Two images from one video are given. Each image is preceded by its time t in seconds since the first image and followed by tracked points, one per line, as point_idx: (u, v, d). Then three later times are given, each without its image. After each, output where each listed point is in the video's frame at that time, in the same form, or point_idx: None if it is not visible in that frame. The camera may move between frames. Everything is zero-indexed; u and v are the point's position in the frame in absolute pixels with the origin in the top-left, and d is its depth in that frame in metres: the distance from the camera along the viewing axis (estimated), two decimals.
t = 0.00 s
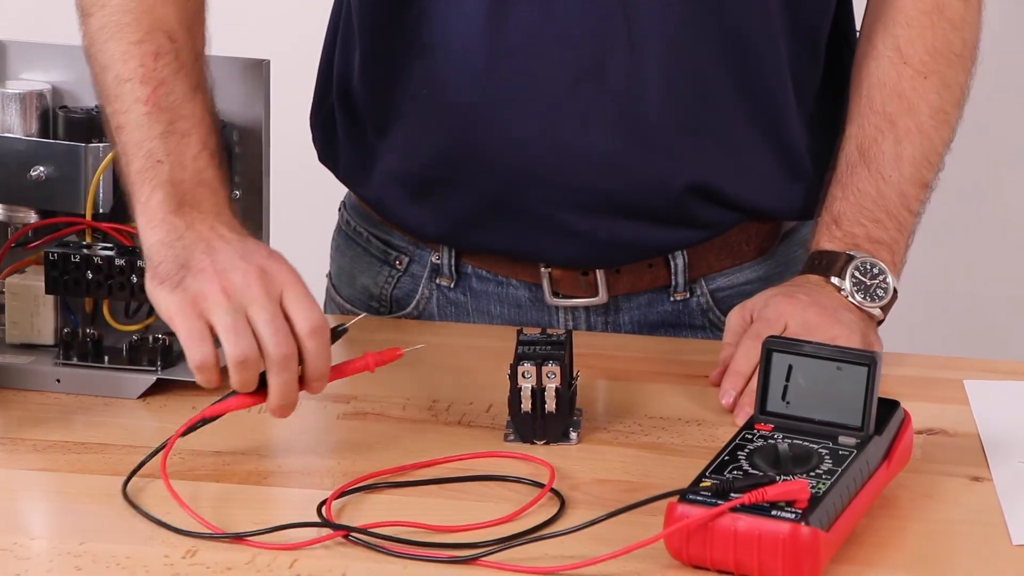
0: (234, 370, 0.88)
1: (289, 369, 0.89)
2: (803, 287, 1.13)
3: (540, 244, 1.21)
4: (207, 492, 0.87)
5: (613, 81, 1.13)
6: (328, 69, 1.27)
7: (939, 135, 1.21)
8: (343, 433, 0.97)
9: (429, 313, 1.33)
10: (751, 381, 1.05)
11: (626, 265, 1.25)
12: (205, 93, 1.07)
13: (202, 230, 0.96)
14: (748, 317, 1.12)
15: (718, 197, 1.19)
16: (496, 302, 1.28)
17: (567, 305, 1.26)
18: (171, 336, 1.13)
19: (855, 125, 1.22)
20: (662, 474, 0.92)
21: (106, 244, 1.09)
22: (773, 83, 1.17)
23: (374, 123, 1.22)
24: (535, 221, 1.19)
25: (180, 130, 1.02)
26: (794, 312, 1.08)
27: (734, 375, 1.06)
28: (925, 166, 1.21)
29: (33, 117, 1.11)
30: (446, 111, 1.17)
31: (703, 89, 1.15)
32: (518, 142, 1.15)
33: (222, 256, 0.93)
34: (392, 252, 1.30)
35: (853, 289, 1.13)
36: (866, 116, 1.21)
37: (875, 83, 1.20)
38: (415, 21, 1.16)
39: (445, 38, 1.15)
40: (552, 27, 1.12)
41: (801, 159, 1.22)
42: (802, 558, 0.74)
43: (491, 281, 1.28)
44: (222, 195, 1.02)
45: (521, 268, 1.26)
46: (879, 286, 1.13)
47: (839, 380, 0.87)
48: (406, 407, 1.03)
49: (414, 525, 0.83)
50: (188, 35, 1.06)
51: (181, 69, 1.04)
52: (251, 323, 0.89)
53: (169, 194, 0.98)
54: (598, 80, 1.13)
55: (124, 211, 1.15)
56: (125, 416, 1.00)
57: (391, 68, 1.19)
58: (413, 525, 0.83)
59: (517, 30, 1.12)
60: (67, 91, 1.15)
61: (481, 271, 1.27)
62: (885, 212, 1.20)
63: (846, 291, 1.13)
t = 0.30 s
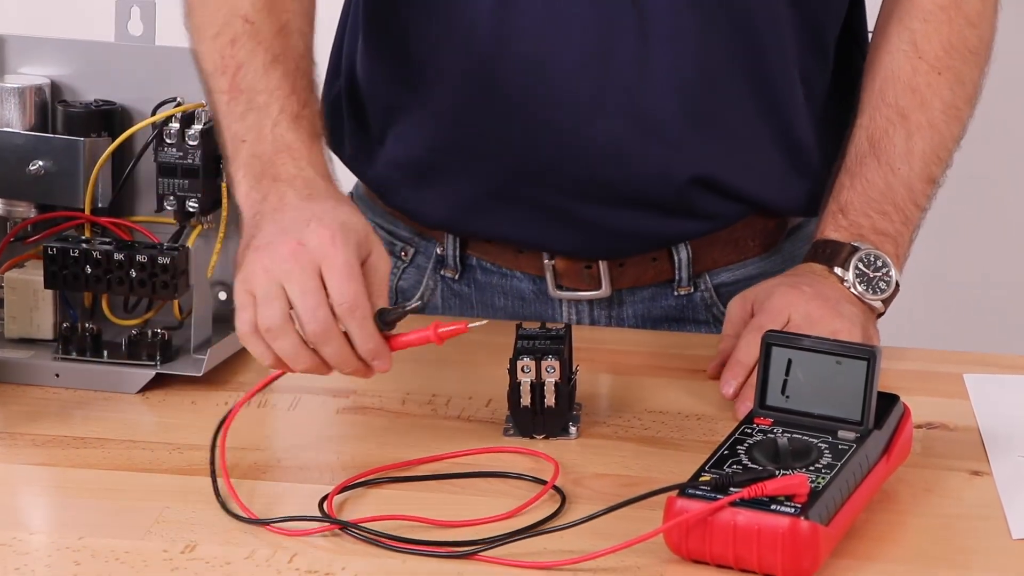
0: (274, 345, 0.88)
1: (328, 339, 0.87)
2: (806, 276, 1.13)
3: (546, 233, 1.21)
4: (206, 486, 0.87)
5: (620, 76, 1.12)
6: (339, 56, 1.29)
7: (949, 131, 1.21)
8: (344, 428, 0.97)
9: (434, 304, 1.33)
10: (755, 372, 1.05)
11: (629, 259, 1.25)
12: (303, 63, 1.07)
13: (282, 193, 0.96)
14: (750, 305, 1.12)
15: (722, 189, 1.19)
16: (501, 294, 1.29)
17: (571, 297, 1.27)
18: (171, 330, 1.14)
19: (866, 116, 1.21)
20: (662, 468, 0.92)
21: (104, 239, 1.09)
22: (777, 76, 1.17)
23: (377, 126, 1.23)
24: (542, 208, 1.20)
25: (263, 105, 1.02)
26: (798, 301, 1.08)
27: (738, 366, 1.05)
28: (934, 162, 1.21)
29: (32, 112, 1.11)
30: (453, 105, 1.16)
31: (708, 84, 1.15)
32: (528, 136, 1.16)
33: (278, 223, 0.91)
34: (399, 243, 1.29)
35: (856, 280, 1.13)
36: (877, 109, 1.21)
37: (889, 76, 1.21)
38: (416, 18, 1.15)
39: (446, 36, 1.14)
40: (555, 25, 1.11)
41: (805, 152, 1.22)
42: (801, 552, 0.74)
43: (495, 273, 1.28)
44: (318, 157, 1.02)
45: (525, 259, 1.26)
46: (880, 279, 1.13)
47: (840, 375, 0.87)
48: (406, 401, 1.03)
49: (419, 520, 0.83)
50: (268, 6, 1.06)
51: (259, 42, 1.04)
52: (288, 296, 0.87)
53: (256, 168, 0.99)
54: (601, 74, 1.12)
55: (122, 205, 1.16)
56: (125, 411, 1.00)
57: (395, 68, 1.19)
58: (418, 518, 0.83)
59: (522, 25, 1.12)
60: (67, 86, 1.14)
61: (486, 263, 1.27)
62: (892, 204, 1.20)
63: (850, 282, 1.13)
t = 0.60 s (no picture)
0: (358, 344, 0.88)
1: (397, 320, 0.86)
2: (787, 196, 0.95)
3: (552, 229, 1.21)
4: (205, 481, 0.87)
5: (623, 73, 1.13)
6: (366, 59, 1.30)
7: (926, 104, 1.10)
8: (343, 424, 0.97)
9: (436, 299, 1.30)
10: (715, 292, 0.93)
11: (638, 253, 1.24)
12: (366, 68, 1.08)
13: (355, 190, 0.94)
14: (724, 205, 0.92)
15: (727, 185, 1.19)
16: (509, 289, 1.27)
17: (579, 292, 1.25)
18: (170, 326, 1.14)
19: (849, 62, 1.10)
20: (661, 464, 0.92)
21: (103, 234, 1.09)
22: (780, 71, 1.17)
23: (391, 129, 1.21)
24: (548, 206, 1.20)
25: (333, 113, 1.03)
26: (791, 225, 0.92)
27: (707, 269, 0.91)
28: (903, 130, 1.09)
29: (31, 108, 1.11)
30: (466, 107, 1.18)
31: (713, 80, 1.15)
32: (538, 138, 1.17)
33: (346, 217, 0.90)
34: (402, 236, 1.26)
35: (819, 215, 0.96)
36: (866, 53, 1.09)
37: (887, 31, 1.10)
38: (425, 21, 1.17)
39: (452, 38, 1.16)
40: (556, 24, 1.12)
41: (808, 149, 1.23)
42: (800, 547, 0.74)
43: (503, 267, 1.26)
44: (391, 155, 1.00)
45: (535, 252, 1.25)
46: (828, 221, 0.99)
47: (838, 370, 0.87)
48: (404, 396, 1.03)
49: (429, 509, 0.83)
50: (325, 19, 1.08)
51: (320, 57, 1.06)
52: (355, 288, 0.87)
53: (331, 174, 0.98)
54: (604, 72, 1.13)
55: (122, 201, 1.15)
56: (124, 407, 1.00)
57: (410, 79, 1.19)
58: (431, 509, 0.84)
59: (524, 25, 1.13)
60: (66, 82, 1.14)
61: (494, 256, 1.26)
62: (857, 150, 1.06)
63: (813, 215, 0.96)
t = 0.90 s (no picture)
0: (368, 294, 0.90)
1: (404, 266, 0.87)
2: (646, 190, 0.87)
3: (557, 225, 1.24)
4: (204, 478, 0.87)
5: (622, 73, 1.15)
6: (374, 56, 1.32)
7: (844, 105, 1.04)
8: (343, 421, 0.97)
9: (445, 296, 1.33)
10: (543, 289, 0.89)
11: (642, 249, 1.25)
12: (372, 53, 1.10)
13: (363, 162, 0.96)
14: (584, 191, 0.86)
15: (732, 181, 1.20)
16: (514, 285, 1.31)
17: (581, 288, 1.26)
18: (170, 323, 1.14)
19: (773, 52, 1.04)
20: (661, 461, 0.92)
21: (102, 232, 1.09)
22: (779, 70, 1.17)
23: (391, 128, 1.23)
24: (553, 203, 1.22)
25: (340, 93, 1.04)
26: (631, 245, 0.86)
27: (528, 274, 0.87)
28: (813, 127, 1.03)
29: (31, 105, 1.11)
30: (467, 109, 1.19)
31: (712, 78, 1.16)
32: (541, 139, 1.18)
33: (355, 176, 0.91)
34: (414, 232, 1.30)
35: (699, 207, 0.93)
36: (790, 42, 1.03)
37: (813, 23, 1.03)
38: (424, 24, 1.19)
39: (450, 41, 1.18)
40: (556, 25, 1.13)
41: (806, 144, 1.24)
42: (799, 543, 0.74)
43: (509, 262, 1.30)
44: (398, 130, 1.02)
45: (538, 248, 1.25)
46: (708, 215, 0.95)
47: (837, 367, 0.87)
48: (404, 394, 1.03)
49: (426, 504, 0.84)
50: (332, 8, 1.11)
51: (326, 41, 1.08)
52: (364, 239, 0.88)
53: (338, 150, 1.00)
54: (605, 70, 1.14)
55: (121, 198, 1.15)
56: (124, 404, 1.00)
57: (411, 82, 1.21)
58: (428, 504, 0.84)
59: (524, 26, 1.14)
60: (65, 79, 1.14)
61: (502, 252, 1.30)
62: (761, 138, 1.01)
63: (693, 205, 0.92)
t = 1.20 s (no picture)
0: (377, 272, 0.90)
1: (408, 239, 0.88)
2: (617, 176, 0.89)
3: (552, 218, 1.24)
4: (206, 476, 0.87)
5: (619, 70, 1.16)
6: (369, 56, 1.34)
7: (817, 103, 1.04)
8: (345, 419, 0.97)
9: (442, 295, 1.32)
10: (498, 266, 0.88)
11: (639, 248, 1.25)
12: (367, 41, 1.13)
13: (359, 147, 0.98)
14: (555, 177, 0.87)
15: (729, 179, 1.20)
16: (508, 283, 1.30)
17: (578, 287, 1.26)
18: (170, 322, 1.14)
19: (747, 48, 1.04)
20: (662, 459, 0.92)
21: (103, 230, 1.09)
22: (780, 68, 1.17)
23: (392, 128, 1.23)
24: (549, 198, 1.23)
25: (335, 81, 1.07)
26: (599, 227, 0.86)
27: (487, 233, 0.85)
28: (785, 124, 1.03)
29: (32, 103, 1.11)
30: (466, 107, 1.21)
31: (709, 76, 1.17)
32: (541, 137, 1.19)
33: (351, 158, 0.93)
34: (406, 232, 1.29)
35: (666, 204, 0.94)
36: (764, 40, 1.03)
37: (787, 19, 1.03)
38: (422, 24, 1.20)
39: (448, 41, 1.19)
40: (556, 24, 1.15)
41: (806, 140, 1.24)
42: (800, 542, 0.74)
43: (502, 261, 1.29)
44: (393, 115, 1.04)
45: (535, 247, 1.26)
46: (677, 212, 0.95)
47: (839, 366, 0.87)
48: (405, 392, 1.03)
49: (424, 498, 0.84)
50: None
51: (322, 31, 1.11)
52: (365, 217, 0.89)
53: (335, 137, 1.02)
54: (603, 67, 1.16)
55: (123, 196, 1.15)
56: (126, 402, 1.00)
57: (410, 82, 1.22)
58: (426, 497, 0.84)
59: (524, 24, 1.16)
60: (66, 77, 1.14)
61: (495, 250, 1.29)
62: (731, 135, 1.01)
63: (660, 202, 0.93)
